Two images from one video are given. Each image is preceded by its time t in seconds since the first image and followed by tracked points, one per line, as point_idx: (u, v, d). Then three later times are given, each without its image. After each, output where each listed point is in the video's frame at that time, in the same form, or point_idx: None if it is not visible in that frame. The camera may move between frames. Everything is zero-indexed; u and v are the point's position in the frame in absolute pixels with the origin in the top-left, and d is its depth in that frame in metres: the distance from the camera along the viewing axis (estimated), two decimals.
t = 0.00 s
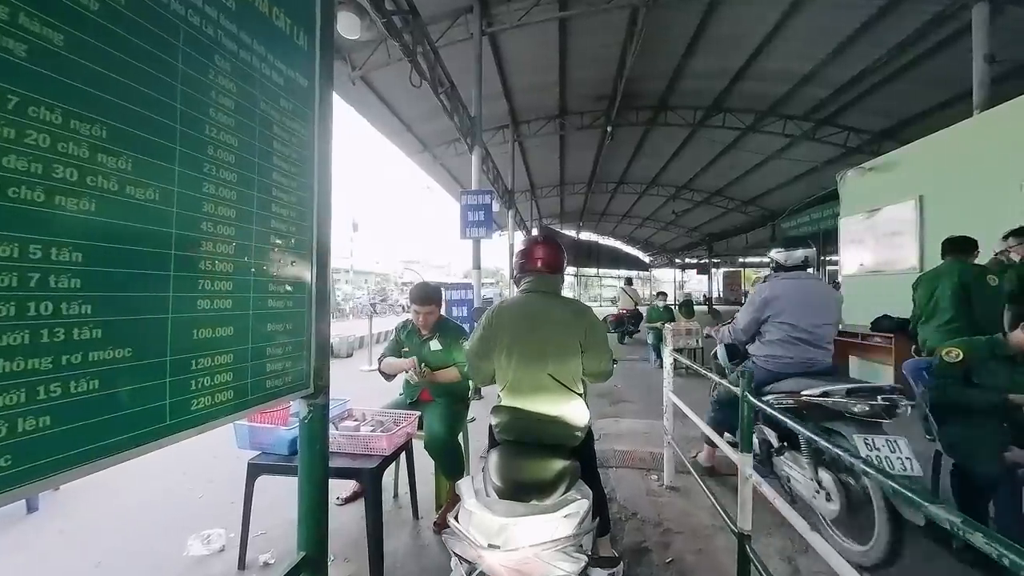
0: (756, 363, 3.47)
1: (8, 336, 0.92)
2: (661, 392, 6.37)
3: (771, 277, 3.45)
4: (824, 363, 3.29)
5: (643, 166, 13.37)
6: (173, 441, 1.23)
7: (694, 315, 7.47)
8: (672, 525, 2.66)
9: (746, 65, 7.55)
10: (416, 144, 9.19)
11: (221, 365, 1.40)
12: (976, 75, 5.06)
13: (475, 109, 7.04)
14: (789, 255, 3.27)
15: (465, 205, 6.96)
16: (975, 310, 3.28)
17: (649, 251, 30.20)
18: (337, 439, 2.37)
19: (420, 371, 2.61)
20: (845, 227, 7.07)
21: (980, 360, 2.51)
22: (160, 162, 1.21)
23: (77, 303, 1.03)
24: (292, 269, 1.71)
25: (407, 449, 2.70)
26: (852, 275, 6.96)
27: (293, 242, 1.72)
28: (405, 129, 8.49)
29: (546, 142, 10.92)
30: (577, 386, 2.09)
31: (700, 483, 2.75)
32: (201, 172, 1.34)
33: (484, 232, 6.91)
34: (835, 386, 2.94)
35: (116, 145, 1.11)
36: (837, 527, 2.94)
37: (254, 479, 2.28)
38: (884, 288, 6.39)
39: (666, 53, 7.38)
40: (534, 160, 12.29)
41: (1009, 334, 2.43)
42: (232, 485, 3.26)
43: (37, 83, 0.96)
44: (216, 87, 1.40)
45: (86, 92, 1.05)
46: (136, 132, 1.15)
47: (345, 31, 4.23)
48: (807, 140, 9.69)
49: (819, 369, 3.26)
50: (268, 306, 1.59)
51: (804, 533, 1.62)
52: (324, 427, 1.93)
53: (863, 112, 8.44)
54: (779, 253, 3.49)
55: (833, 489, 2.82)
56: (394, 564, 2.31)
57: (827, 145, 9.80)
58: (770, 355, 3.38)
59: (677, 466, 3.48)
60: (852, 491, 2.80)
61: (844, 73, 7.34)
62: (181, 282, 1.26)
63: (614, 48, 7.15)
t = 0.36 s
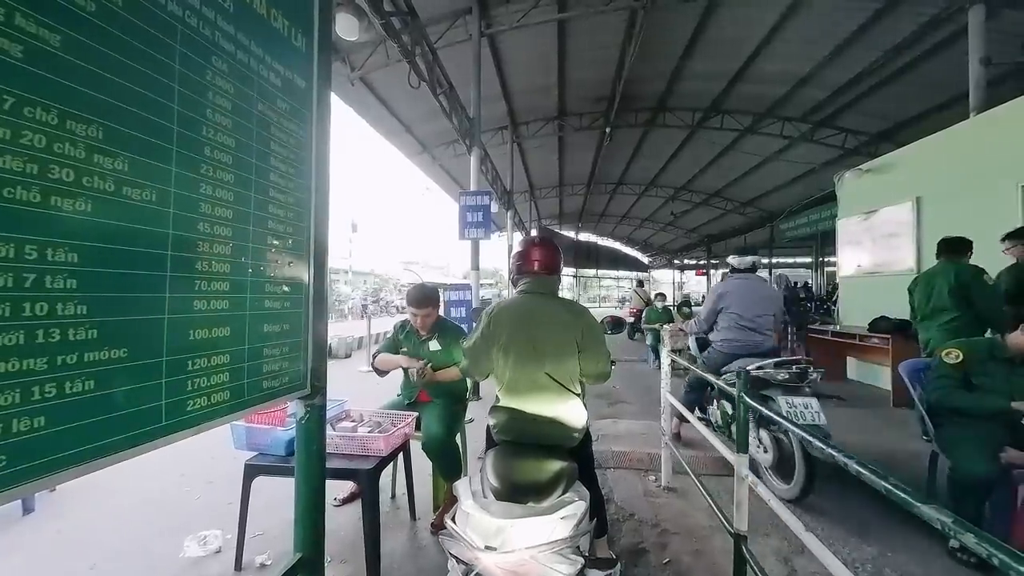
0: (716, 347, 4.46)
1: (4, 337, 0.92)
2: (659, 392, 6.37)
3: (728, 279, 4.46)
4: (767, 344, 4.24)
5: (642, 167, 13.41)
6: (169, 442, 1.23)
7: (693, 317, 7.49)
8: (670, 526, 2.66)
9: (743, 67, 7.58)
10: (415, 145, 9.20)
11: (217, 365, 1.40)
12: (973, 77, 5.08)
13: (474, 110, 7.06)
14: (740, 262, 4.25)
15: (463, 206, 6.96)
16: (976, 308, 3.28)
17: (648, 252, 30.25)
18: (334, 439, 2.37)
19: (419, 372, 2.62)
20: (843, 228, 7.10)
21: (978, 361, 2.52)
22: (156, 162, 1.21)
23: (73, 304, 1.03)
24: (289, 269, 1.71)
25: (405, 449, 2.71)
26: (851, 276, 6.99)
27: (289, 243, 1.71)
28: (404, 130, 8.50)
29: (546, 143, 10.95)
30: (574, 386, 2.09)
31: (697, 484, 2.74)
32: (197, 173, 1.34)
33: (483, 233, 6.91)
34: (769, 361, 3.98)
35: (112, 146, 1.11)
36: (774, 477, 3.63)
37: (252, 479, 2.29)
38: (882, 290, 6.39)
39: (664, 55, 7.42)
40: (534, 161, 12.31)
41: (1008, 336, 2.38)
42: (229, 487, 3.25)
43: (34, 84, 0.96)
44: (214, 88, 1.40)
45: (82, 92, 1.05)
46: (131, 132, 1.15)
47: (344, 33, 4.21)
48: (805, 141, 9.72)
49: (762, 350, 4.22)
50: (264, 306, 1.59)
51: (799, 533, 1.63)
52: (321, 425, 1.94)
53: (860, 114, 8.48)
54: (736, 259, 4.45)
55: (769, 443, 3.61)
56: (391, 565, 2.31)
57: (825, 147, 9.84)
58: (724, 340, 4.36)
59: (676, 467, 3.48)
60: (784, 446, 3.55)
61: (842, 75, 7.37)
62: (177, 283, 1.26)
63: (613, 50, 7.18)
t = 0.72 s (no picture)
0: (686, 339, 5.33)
1: (7, 337, 0.93)
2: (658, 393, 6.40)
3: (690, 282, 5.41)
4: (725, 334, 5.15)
5: (641, 168, 13.45)
6: (169, 442, 1.23)
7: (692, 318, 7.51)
8: (669, 527, 2.66)
9: (742, 69, 7.61)
10: (415, 146, 9.22)
11: (217, 365, 1.40)
12: (970, 80, 5.11)
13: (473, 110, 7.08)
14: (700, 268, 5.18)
15: (463, 207, 6.98)
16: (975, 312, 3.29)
17: (647, 253, 30.29)
18: (334, 439, 2.38)
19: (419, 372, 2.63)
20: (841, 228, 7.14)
21: (976, 363, 2.57)
22: (158, 163, 1.22)
23: (76, 304, 1.03)
24: (289, 270, 1.71)
25: (405, 450, 2.71)
26: (849, 277, 7.01)
27: (289, 243, 1.71)
28: (404, 131, 8.51)
29: (545, 144, 10.97)
30: (574, 379, 2.10)
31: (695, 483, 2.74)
32: (199, 173, 1.35)
33: (482, 233, 6.93)
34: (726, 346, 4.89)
35: (114, 147, 1.11)
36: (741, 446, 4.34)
37: (251, 480, 2.29)
38: (880, 291, 6.42)
39: (663, 57, 7.45)
40: (533, 162, 12.33)
41: (1005, 337, 2.46)
42: (229, 487, 3.26)
43: (38, 86, 0.97)
44: (215, 90, 1.41)
45: (85, 94, 1.05)
46: (132, 132, 1.16)
47: (345, 35, 4.23)
48: (803, 143, 9.77)
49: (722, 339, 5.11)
50: (265, 305, 1.59)
51: (797, 534, 1.63)
52: (320, 424, 1.94)
53: (858, 116, 8.53)
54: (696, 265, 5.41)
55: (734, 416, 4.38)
56: (391, 565, 2.32)
57: (823, 149, 9.87)
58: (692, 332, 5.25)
59: (675, 468, 3.49)
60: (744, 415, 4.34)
61: (840, 78, 7.40)
62: (178, 283, 1.26)
63: (613, 52, 7.21)
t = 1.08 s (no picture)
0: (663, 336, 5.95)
1: (18, 337, 0.94)
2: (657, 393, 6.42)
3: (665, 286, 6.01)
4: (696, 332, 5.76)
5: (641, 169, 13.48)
6: (174, 441, 1.25)
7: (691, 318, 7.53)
8: (670, 527, 2.67)
9: (741, 70, 7.65)
10: (415, 147, 9.23)
11: (222, 364, 1.41)
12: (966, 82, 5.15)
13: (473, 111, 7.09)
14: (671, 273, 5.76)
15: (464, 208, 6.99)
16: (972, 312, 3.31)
17: (646, 254, 30.29)
18: (335, 439, 2.39)
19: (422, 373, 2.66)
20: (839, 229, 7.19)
21: (971, 364, 2.60)
22: (165, 165, 1.24)
23: (85, 304, 1.05)
24: (292, 270, 1.73)
25: (406, 450, 2.72)
26: (847, 278, 7.04)
27: (292, 243, 1.73)
28: (404, 132, 8.53)
29: (545, 145, 10.99)
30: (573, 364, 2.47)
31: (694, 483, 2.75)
32: (204, 175, 1.36)
33: (482, 234, 6.94)
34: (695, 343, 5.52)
35: (122, 149, 1.13)
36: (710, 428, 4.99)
37: (253, 480, 2.30)
38: (878, 292, 6.46)
39: (663, 59, 7.48)
40: (533, 163, 12.34)
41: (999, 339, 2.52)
42: (230, 488, 3.26)
43: (49, 90, 0.99)
44: (220, 93, 1.42)
45: (95, 98, 1.07)
46: (140, 135, 1.17)
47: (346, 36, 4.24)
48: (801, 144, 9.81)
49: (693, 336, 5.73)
50: (268, 304, 1.61)
51: (794, 530, 1.66)
52: (323, 424, 1.95)
53: (856, 118, 8.57)
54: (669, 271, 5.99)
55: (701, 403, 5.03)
56: (392, 564, 2.33)
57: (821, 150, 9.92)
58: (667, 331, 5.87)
59: (674, 468, 3.50)
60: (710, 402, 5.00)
61: (838, 80, 7.44)
62: (185, 284, 1.28)
63: (612, 53, 7.24)
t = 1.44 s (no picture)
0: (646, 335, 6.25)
1: (4, 338, 0.92)
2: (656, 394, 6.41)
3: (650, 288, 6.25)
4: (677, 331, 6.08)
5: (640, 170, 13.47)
6: (167, 444, 1.23)
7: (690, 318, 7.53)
8: (669, 528, 2.67)
9: (740, 71, 7.65)
10: (413, 147, 9.21)
11: (216, 365, 1.40)
12: (965, 83, 5.15)
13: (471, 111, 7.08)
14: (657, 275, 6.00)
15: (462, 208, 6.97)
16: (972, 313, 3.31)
17: (645, 254, 30.26)
18: (332, 441, 2.37)
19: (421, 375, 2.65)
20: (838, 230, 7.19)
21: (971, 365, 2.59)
22: (158, 164, 1.22)
23: (73, 305, 1.03)
24: (289, 271, 1.72)
25: (404, 452, 2.70)
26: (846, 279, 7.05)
27: (288, 244, 1.71)
28: (403, 132, 8.51)
29: (544, 145, 10.98)
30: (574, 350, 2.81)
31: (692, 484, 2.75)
32: (198, 174, 1.35)
33: (480, 234, 6.93)
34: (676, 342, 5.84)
35: (114, 148, 1.12)
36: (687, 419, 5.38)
37: (249, 482, 2.27)
38: (876, 293, 6.47)
39: (662, 60, 7.49)
40: (532, 163, 12.33)
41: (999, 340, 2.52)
42: (226, 490, 3.24)
43: (39, 88, 0.97)
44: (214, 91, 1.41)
45: (86, 96, 1.05)
46: (132, 134, 1.16)
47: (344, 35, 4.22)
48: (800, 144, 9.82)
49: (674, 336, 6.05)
50: (264, 305, 1.59)
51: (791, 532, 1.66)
52: (319, 427, 1.94)
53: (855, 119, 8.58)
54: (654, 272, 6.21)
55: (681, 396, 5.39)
56: (389, 567, 2.31)
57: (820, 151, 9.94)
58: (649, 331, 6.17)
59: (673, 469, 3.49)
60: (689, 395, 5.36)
61: (837, 81, 7.45)
62: (177, 284, 1.26)
63: (611, 54, 7.23)
